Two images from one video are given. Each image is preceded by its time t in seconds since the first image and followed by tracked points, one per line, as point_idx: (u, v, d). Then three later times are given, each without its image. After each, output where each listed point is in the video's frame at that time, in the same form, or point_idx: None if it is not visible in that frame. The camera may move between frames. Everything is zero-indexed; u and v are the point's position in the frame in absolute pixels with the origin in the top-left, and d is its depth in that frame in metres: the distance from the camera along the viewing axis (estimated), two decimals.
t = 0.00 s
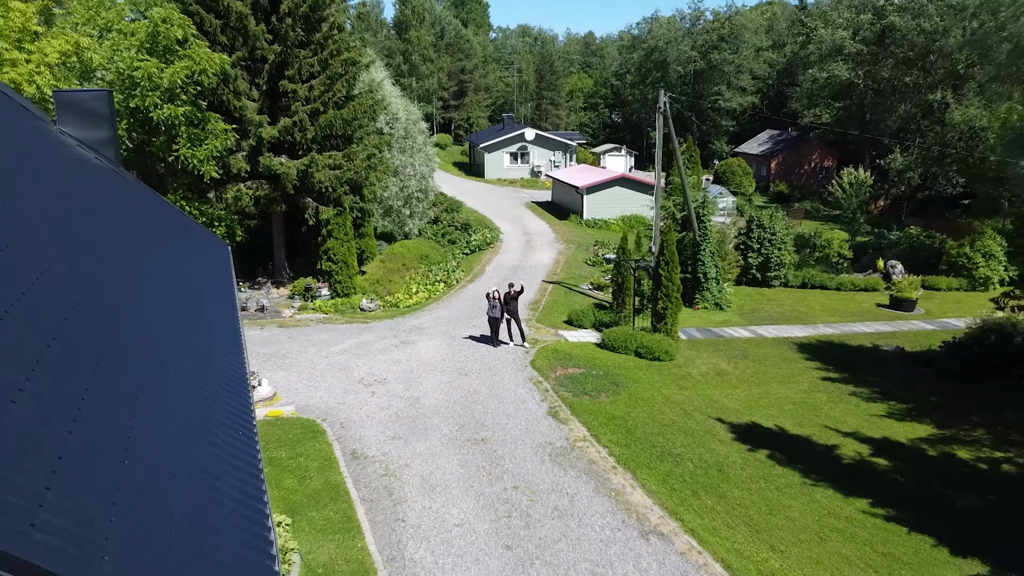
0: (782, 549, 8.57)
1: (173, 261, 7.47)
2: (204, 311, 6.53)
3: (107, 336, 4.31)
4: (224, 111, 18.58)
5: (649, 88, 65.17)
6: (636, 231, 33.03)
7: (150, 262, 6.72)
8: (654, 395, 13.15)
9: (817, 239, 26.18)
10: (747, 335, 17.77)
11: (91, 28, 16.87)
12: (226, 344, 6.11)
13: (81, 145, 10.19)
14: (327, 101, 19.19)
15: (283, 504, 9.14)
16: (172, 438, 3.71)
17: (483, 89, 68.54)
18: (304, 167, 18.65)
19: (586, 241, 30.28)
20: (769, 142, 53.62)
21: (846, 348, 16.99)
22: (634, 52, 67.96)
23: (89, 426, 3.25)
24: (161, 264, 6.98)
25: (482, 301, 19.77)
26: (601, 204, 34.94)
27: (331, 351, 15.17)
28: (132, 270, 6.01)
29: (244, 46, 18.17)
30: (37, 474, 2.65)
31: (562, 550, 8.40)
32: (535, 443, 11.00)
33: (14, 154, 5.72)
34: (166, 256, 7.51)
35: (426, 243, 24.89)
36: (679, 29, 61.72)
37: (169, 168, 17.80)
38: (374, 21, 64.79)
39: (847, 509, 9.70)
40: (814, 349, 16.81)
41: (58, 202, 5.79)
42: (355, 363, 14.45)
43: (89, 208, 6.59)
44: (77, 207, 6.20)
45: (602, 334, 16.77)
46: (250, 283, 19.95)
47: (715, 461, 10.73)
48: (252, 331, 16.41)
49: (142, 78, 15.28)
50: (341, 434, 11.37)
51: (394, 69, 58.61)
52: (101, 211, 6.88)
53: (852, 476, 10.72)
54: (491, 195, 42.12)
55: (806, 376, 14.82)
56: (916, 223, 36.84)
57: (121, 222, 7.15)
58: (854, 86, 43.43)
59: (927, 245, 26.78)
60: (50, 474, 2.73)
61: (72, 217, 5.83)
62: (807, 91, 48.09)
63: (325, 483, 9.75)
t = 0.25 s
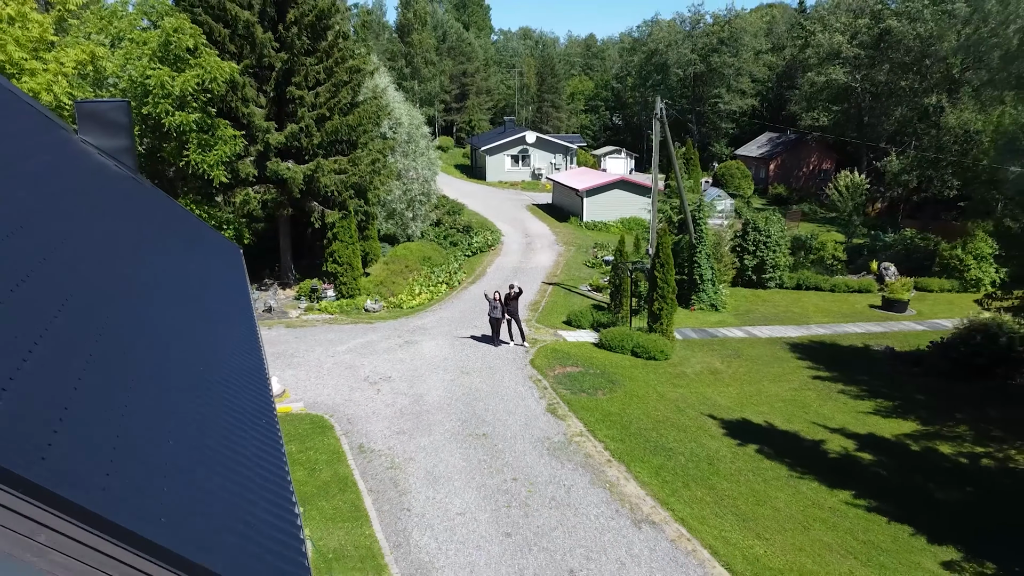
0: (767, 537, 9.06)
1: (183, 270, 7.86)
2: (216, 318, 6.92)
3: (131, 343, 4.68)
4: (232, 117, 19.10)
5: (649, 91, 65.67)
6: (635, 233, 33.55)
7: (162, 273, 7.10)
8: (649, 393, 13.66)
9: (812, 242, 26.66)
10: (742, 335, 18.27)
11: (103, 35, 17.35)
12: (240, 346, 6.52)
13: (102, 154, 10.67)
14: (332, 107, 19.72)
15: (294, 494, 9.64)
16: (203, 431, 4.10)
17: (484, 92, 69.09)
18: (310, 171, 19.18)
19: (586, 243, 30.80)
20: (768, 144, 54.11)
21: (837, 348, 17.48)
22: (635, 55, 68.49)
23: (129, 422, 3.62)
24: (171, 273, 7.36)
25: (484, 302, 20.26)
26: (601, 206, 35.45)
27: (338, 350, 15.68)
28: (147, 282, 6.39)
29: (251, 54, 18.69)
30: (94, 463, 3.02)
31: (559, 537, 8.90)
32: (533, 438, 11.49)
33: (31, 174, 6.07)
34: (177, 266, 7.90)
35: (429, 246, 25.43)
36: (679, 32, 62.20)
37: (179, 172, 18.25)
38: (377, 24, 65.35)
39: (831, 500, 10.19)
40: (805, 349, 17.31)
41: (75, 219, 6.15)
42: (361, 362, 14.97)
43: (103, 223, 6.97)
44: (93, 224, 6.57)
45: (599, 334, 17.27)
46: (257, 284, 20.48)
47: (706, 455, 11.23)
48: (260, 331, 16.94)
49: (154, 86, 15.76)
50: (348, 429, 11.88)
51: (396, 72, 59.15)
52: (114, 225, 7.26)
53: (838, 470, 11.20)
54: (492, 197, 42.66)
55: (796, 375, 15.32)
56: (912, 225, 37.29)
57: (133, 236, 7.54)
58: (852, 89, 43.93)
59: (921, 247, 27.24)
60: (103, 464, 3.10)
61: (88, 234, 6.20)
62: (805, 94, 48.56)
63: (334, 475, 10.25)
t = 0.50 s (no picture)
0: (753, 524, 9.63)
1: (199, 275, 8.23)
2: (233, 318, 7.28)
3: (162, 341, 4.98)
4: (242, 124, 19.67)
5: (650, 93, 66.21)
6: (634, 235, 34.12)
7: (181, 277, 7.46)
8: (643, 390, 14.23)
9: (808, 244, 27.20)
10: (736, 336, 18.84)
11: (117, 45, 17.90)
12: (258, 344, 6.86)
13: (124, 163, 11.27)
14: (338, 114, 20.29)
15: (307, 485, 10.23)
16: (237, 418, 4.40)
17: (486, 95, 69.72)
18: (317, 177, 19.75)
19: (586, 245, 31.37)
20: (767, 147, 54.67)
21: (828, 348, 18.04)
22: (635, 58, 69.08)
23: (171, 407, 3.92)
24: (188, 278, 7.72)
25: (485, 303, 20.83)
26: (601, 209, 36.04)
27: (345, 350, 16.27)
28: (169, 285, 6.73)
29: (260, 62, 19.27)
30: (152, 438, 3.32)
31: (556, 524, 9.48)
32: (533, 433, 12.05)
33: (57, 186, 6.41)
34: (192, 271, 8.27)
35: (432, 248, 26.03)
36: (679, 35, 62.73)
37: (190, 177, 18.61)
38: (379, 28, 66.03)
39: (814, 491, 10.76)
40: (797, 349, 17.86)
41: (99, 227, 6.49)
42: (367, 361, 15.55)
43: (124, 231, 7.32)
44: (114, 232, 6.90)
45: (597, 334, 17.84)
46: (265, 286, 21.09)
47: (697, 449, 11.79)
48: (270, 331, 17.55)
49: (167, 95, 16.32)
50: (357, 425, 12.44)
51: (399, 75, 59.78)
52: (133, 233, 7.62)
53: (823, 463, 11.76)
54: (494, 200, 43.25)
55: (787, 374, 15.88)
56: (908, 227, 37.81)
57: (151, 242, 7.90)
58: (850, 93, 44.46)
59: (915, 249, 27.75)
60: (159, 441, 3.40)
61: (110, 243, 6.53)
62: (804, 97, 49.07)
63: (344, 467, 10.84)
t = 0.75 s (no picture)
0: (742, 515, 10.13)
1: (215, 276, 8.56)
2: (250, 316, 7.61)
3: (197, 334, 5.20)
4: (250, 130, 20.18)
5: (649, 95, 66.71)
6: (633, 237, 34.63)
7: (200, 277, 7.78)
8: (639, 388, 14.75)
9: (803, 246, 27.72)
10: (731, 335, 19.35)
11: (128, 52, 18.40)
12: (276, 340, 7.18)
13: (141, 170, 11.78)
14: (343, 119, 20.81)
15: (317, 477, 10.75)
16: (271, 406, 4.60)
17: (487, 97, 70.28)
18: (322, 181, 20.27)
19: (585, 247, 31.88)
20: (765, 149, 55.14)
21: (820, 347, 18.55)
22: (635, 61, 69.61)
23: (213, 395, 4.15)
24: (206, 278, 8.05)
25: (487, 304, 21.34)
26: (601, 211, 36.55)
27: (351, 349, 16.80)
28: (191, 283, 7.03)
29: (267, 69, 19.79)
30: (195, 421, 3.58)
31: (555, 514, 9.99)
32: (533, 429, 12.57)
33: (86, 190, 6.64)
34: (209, 272, 8.60)
35: (434, 250, 26.54)
36: (679, 38, 63.25)
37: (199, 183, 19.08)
38: (381, 31, 66.65)
39: (802, 484, 11.26)
40: (790, 348, 18.36)
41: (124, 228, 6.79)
42: (372, 360, 16.06)
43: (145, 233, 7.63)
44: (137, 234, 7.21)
45: (595, 334, 18.35)
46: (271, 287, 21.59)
47: (691, 444, 12.29)
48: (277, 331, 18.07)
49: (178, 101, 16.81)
50: (364, 421, 12.96)
51: (400, 78, 60.40)
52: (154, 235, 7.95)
53: (811, 458, 12.27)
54: (495, 202, 43.79)
55: (779, 372, 16.39)
56: (904, 229, 38.28)
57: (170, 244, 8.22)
58: (847, 95, 44.94)
59: (909, 251, 28.21)
60: (203, 424, 3.60)
61: (141, 244, 6.80)
62: (802, 100, 49.55)
63: (352, 461, 11.35)
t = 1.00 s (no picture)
0: (730, 503, 10.73)
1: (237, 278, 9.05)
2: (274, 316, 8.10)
3: (228, 334, 5.66)
4: (257, 136, 20.72)
5: (648, 97, 67.33)
6: (631, 238, 35.22)
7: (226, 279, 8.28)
8: (635, 385, 15.35)
9: (797, 247, 28.33)
10: (724, 335, 19.96)
11: (139, 60, 18.98)
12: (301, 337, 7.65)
13: (159, 177, 12.36)
14: (347, 126, 21.40)
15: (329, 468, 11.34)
16: (297, 400, 5.04)
17: (486, 99, 70.88)
18: (328, 185, 20.86)
19: (584, 248, 32.46)
20: (762, 150, 55.77)
21: (811, 346, 19.16)
22: (633, 63, 70.25)
23: (248, 388, 4.59)
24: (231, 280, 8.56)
25: (488, 304, 21.94)
26: (599, 212, 37.16)
27: (356, 348, 17.38)
28: (220, 286, 7.54)
29: (273, 77, 20.40)
30: (235, 409, 4.01)
31: (554, 503, 10.57)
32: (533, 424, 13.15)
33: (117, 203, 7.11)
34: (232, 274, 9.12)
35: (435, 251, 27.14)
36: (677, 40, 63.87)
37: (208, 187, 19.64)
38: (381, 33, 67.29)
39: (788, 475, 11.87)
40: (781, 347, 18.96)
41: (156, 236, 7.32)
42: (378, 359, 16.66)
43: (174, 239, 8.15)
44: (166, 242, 7.72)
45: (593, 333, 18.95)
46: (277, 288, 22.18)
47: (683, 438, 12.90)
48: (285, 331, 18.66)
49: (189, 109, 17.37)
50: (370, 416, 13.55)
51: (400, 81, 61.02)
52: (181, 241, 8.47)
53: (798, 451, 12.87)
54: (495, 203, 44.40)
55: (770, 370, 17.00)
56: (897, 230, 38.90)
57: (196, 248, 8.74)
58: (842, 98, 45.54)
59: (902, 252, 28.79)
60: (243, 412, 4.04)
61: (169, 250, 7.26)
62: (798, 102, 50.16)
63: (360, 454, 11.94)
